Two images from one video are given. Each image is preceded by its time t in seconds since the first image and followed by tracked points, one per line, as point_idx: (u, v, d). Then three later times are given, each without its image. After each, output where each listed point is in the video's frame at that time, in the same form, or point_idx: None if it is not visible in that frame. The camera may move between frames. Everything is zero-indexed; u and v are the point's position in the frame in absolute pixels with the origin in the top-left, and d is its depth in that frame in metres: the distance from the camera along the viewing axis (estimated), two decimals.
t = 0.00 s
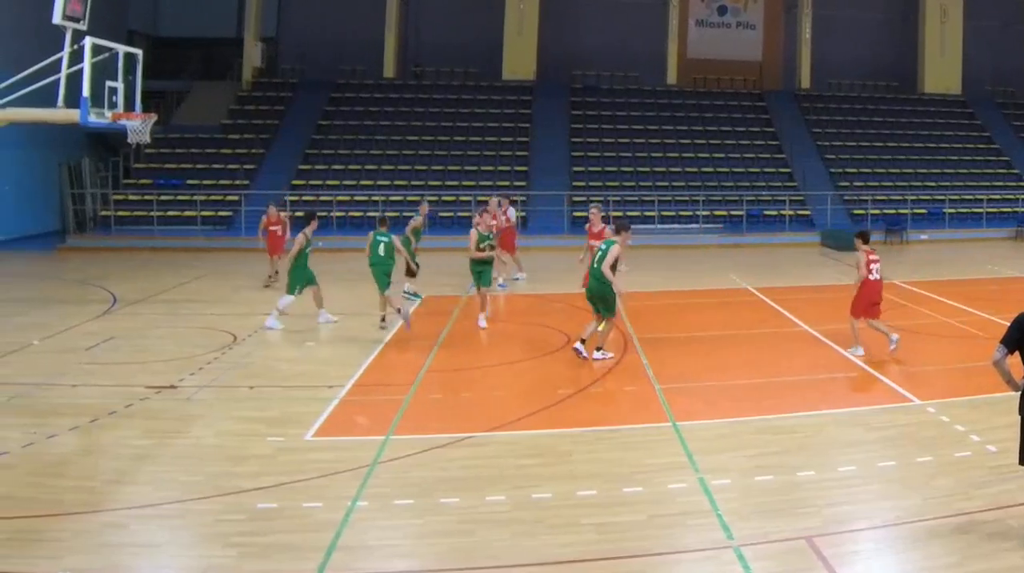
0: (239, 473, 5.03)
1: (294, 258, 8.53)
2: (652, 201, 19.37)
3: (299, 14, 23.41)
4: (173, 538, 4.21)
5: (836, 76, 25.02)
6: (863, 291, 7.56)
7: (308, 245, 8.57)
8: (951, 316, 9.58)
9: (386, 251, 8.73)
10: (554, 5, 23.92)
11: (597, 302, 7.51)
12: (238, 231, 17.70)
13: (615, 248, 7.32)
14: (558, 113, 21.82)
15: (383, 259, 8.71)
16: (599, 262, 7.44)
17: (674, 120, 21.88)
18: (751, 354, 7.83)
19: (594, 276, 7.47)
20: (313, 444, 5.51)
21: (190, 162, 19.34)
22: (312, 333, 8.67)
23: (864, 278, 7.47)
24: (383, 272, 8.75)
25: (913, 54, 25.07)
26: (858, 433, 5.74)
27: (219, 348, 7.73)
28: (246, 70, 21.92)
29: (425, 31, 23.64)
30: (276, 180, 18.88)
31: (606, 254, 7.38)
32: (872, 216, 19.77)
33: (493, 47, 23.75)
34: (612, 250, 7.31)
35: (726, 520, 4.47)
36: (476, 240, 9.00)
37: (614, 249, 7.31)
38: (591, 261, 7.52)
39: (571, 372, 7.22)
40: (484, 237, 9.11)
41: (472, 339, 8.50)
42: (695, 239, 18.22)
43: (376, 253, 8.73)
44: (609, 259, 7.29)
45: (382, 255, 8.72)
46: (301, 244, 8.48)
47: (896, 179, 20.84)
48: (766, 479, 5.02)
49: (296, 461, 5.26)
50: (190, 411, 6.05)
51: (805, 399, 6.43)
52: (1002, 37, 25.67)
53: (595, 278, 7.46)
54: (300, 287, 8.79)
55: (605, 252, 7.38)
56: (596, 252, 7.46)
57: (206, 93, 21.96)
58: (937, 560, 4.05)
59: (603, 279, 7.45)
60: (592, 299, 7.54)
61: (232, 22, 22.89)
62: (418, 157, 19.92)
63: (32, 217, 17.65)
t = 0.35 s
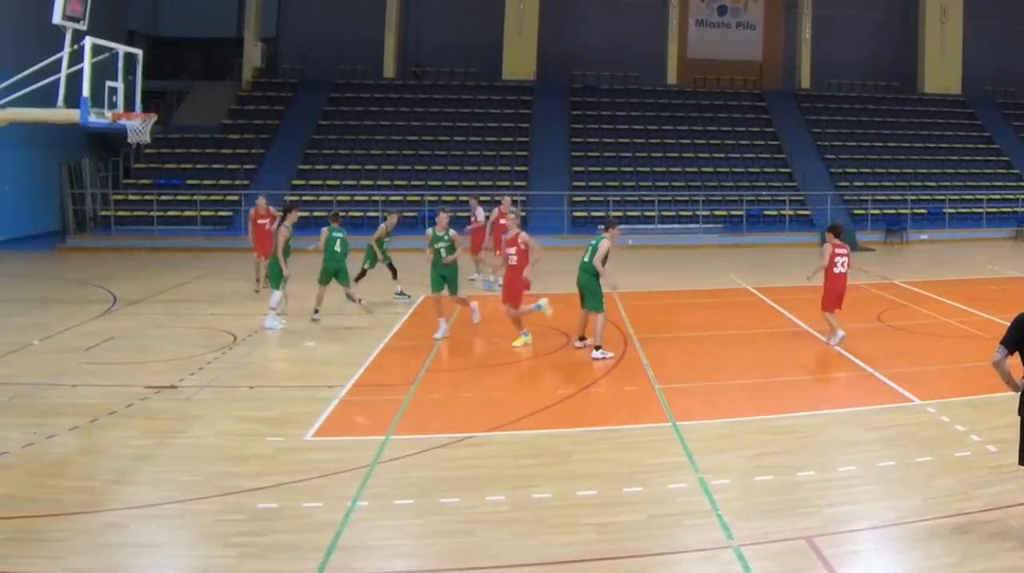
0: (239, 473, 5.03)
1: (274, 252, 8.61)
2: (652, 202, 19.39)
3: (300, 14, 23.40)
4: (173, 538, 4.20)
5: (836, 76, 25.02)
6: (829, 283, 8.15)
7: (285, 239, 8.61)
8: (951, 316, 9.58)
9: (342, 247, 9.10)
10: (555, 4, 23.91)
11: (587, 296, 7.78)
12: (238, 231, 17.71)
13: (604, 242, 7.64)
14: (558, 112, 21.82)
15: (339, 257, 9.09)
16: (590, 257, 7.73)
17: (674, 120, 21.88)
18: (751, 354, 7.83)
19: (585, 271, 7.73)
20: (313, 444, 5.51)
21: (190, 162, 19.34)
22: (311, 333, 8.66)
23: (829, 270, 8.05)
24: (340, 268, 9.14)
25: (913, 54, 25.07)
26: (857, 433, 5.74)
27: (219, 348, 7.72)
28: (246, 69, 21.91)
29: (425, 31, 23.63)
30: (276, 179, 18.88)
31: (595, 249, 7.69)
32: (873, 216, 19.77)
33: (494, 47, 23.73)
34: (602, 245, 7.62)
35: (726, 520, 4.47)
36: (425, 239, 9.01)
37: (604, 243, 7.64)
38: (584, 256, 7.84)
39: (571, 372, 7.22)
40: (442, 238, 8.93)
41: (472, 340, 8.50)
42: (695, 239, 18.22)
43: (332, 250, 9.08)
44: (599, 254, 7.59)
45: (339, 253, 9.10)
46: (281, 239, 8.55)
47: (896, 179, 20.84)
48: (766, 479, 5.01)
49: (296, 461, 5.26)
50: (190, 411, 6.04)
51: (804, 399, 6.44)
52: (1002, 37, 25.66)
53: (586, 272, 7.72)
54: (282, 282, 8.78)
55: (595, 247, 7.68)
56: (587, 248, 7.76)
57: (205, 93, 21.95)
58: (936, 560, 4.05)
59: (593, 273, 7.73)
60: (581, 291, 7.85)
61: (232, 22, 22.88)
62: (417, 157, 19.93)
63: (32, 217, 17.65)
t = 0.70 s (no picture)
0: (239, 473, 5.04)
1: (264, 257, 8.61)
2: (652, 202, 19.40)
3: (300, 14, 23.40)
4: (172, 538, 4.20)
5: (836, 76, 25.03)
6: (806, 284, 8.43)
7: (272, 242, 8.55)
8: (950, 315, 9.58)
9: (306, 252, 9.25)
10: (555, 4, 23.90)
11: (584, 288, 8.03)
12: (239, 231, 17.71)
13: (598, 236, 7.94)
14: (558, 113, 21.82)
15: (303, 261, 9.26)
16: (585, 251, 8.03)
17: (674, 120, 21.88)
18: (751, 354, 7.83)
19: (580, 265, 8.03)
20: (313, 444, 5.51)
21: (189, 162, 19.34)
22: (311, 333, 8.68)
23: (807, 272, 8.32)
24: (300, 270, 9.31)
25: (914, 54, 25.07)
26: (857, 433, 5.74)
27: (219, 348, 7.72)
28: (246, 69, 21.92)
29: (425, 32, 23.64)
30: (277, 179, 18.89)
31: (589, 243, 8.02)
32: (873, 216, 19.78)
33: (494, 48, 23.74)
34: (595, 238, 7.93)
35: (726, 520, 4.47)
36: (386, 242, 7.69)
37: (598, 235, 7.96)
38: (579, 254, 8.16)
39: (572, 372, 7.22)
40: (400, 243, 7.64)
41: (472, 339, 8.50)
42: (695, 239, 18.23)
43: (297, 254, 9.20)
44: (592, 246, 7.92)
45: (303, 257, 9.24)
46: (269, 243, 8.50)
47: (896, 179, 20.83)
48: (766, 479, 5.01)
49: (296, 461, 5.26)
50: (190, 411, 6.04)
51: (805, 399, 6.44)
52: (1004, 38, 25.67)
53: (582, 266, 8.01)
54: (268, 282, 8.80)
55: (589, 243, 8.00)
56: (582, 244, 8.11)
57: (205, 93, 21.95)
58: (937, 559, 4.04)
59: (590, 267, 7.99)
60: (578, 286, 8.12)
61: (232, 23, 22.88)
62: (417, 157, 19.93)
63: (32, 218, 17.64)
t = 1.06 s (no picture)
0: (238, 473, 5.03)
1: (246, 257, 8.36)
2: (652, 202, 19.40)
3: (299, 14, 23.40)
4: (172, 538, 4.20)
5: (836, 76, 25.02)
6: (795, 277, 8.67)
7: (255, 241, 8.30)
8: (950, 315, 9.58)
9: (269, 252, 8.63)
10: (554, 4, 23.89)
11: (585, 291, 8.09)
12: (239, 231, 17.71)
13: (598, 240, 7.95)
14: (558, 112, 21.82)
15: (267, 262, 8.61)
16: (585, 255, 8.04)
17: (674, 120, 21.88)
18: (751, 354, 7.82)
19: (581, 268, 8.04)
20: (312, 444, 5.51)
21: (189, 162, 19.34)
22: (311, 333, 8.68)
23: (794, 265, 8.57)
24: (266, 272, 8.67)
25: (914, 54, 25.06)
26: (857, 433, 5.74)
27: (218, 348, 7.72)
28: (246, 70, 21.93)
29: (424, 32, 23.63)
30: (277, 179, 18.90)
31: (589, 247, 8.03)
32: (873, 217, 19.79)
33: (494, 48, 23.74)
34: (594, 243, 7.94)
35: (726, 521, 4.47)
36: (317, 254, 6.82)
37: (597, 240, 7.95)
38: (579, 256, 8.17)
39: (572, 372, 7.21)
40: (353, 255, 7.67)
41: (473, 340, 8.50)
42: (695, 239, 18.23)
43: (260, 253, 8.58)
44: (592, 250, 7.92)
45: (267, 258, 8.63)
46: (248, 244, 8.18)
47: (896, 179, 20.84)
48: (766, 479, 5.01)
49: (296, 461, 5.26)
50: (190, 411, 6.04)
51: (805, 399, 6.44)
52: (1003, 38, 25.67)
53: (583, 270, 8.02)
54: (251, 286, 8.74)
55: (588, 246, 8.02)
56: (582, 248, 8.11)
57: (205, 93, 21.96)
58: (937, 560, 4.04)
59: (591, 271, 8.00)
60: (580, 288, 8.14)
61: (233, 23, 22.89)
62: (417, 157, 19.93)
63: (31, 218, 17.64)
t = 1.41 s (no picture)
0: (238, 474, 5.03)
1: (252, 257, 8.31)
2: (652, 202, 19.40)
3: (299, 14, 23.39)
4: (171, 538, 4.19)
5: (836, 76, 25.02)
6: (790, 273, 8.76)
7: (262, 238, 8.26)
8: (950, 315, 9.58)
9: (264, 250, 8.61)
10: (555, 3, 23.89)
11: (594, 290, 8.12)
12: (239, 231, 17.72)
13: (609, 239, 7.99)
14: (558, 112, 21.82)
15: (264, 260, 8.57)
16: (596, 254, 8.06)
17: (674, 120, 21.87)
18: (751, 354, 7.82)
19: (591, 267, 8.08)
20: (312, 444, 5.51)
21: (189, 162, 19.33)
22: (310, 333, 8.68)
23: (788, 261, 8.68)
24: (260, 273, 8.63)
25: (914, 54, 25.06)
26: (857, 433, 5.74)
27: (218, 349, 7.71)
28: (246, 70, 21.93)
29: (424, 32, 23.63)
30: (277, 179, 18.90)
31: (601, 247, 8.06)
32: (873, 217, 19.80)
33: (494, 48, 23.74)
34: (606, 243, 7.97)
35: (726, 520, 4.47)
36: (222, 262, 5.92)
37: (609, 240, 7.98)
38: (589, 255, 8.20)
39: (571, 372, 7.21)
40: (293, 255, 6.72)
41: (472, 340, 8.50)
42: (695, 239, 18.24)
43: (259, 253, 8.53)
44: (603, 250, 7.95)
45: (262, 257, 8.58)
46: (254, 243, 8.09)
47: (896, 179, 20.84)
48: (766, 479, 5.01)
49: (296, 461, 5.26)
50: (190, 411, 6.03)
51: (804, 399, 6.44)
52: (1003, 38, 25.67)
53: (594, 269, 8.06)
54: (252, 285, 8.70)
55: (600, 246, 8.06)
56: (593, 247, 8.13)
57: (205, 93, 21.97)
58: (936, 560, 4.04)
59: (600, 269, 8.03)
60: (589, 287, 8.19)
61: (233, 23, 22.89)
62: (417, 157, 19.93)
63: (31, 218, 17.64)
